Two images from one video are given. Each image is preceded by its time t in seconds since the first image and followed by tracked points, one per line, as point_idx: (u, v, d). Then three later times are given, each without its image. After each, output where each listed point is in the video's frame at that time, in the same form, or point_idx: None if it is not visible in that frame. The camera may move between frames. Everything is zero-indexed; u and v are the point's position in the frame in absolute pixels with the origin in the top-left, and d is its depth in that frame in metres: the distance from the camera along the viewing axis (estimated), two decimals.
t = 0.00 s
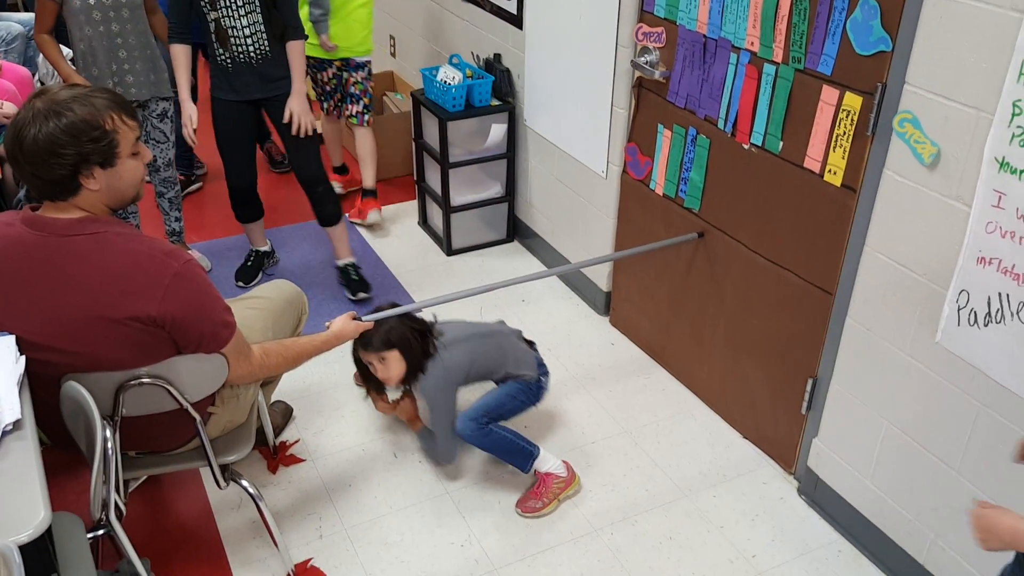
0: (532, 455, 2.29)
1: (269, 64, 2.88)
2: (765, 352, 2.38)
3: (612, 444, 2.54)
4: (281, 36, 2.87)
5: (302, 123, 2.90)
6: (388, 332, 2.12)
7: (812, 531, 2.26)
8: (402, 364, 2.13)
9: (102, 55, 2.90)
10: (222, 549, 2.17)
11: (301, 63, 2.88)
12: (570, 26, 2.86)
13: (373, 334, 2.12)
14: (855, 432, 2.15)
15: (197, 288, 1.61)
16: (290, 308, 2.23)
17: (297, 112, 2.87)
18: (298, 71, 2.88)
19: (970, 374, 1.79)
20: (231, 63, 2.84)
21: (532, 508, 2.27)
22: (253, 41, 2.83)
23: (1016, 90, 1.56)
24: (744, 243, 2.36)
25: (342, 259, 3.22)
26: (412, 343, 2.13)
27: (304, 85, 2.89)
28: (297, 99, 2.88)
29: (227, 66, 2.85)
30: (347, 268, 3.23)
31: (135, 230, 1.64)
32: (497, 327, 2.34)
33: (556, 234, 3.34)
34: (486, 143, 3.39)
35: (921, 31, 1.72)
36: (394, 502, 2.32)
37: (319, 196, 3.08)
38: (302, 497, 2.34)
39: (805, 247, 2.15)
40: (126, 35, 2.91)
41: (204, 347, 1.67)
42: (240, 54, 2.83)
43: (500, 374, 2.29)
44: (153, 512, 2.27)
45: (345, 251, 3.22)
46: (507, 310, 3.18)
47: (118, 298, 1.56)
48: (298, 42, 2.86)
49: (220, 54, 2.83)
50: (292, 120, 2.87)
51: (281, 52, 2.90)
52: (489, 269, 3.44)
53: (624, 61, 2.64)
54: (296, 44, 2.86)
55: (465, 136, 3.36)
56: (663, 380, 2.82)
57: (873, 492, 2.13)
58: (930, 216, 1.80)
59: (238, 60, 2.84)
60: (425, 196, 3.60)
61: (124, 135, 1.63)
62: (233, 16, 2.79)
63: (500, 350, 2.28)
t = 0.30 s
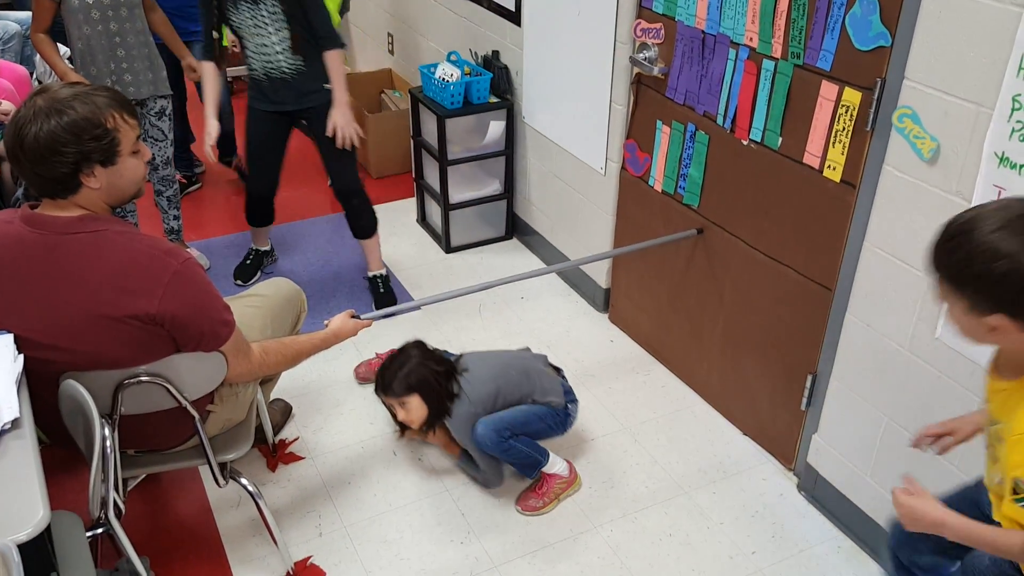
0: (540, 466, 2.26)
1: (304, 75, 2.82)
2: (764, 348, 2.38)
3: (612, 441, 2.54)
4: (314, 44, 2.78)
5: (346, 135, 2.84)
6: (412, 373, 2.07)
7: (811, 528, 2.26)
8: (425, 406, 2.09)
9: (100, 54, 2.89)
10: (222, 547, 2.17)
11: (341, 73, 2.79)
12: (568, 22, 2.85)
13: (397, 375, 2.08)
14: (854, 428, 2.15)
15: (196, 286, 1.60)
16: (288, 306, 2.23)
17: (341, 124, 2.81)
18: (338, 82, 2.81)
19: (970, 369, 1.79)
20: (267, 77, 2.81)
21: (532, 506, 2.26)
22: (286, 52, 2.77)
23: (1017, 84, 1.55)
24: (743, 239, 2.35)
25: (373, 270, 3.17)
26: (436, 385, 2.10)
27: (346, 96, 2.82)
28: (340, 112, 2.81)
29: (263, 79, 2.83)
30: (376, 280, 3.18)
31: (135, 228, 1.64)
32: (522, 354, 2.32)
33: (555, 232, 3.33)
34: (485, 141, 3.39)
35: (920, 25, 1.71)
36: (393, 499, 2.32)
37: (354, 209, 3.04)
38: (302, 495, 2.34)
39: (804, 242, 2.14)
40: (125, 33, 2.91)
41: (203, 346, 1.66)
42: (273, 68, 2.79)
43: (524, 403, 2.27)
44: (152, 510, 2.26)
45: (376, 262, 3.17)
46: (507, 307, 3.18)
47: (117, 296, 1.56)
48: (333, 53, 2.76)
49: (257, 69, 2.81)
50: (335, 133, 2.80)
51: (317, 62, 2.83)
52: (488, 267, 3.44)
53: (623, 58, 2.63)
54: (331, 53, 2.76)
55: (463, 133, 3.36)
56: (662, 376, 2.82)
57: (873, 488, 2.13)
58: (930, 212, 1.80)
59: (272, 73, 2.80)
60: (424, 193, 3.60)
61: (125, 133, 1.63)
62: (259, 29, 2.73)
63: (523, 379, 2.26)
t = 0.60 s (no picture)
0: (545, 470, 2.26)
1: (349, 85, 2.83)
2: (764, 342, 2.38)
3: (612, 436, 2.54)
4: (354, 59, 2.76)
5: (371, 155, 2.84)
6: (421, 399, 2.06)
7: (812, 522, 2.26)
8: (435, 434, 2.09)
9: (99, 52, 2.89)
10: (222, 544, 2.17)
11: (375, 92, 2.76)
12: (566, 18, 2.85)
13: (406, 401, 2.07)
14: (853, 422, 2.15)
15: (196, 284, 1.60)
16: (288, 303, 2.23)
17: (367, 146, 2.81)
18: (371, 101, 2.78)
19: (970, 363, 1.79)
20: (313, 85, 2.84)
21: (532, 504, 2.26)
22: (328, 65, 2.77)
23: (1015, 78, 1.54)
24: (742, 233, 2.35)
25: (373, 270, 3.16)
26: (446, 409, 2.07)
27: (378, 115, 2.80)
28: (368, 132, 2.81)
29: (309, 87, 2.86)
30: (375, 279, 3.17)
31: (134, 226, 1.64)
32: (539, 372, 2.27)
33: (554, 228, 3.33)
34: (483, 136, 3.38)
35: (919, 18, 1.71)
36: (394, 495, 2.32)
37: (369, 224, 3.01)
38: (302, 492, 2.34)
39: (803, 237, 2.14)
40: (131, 32, 2.90)
41: (203, 343, 1.66)
42: (317, 79, 2.81)
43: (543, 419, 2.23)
44: (152, 508, 2.26)
45: (377, 262, 3.16)
46: (506, 303, 3.18)
47: (117, 293, 1.56)
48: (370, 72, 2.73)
49: (305, 77, 2.85)
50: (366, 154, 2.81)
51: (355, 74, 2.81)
52: (487, 263, 3.44)
53: (621, 53, 2.63)
54: (368, 71, 2.72)
55: (462, 129, 3.35)
56: (661, 371, 2.82)
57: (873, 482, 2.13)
58: (929, 205, 1.80)
59: (319, 83, 2.82)
60: (423, 190, 3.60)
61: (122, 130, 1.63)
62: (302, 43, 2.74)
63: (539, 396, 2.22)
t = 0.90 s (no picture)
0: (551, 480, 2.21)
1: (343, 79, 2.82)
2: (763, 336, 2.38)
3: (611, 431, 2.54)
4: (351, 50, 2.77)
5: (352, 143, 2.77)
6: (444, 417, 2.00)
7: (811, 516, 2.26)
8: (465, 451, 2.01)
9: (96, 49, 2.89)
10: (223, 540, 2.17)
11: (364, 86, 2.73)
12: (564, 13, 2.84)
13: (426, 419, 2.02)
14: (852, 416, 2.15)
15: (193, 280, 1.60)
16: (287, 299, 2.23)
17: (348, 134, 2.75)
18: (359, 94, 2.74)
19: (968, 355, 1.79)
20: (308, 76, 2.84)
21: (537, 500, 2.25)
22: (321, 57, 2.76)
23: (1012, 69, 1.54)
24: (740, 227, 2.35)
25: (373, 265, 3.16)
26: (472, 426, 2.01)
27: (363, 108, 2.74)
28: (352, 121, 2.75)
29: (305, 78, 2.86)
30: (375, 275, 3.17)
31: (130, 222, 1.64)
32: (551, 376, 2.24)
33: (554, 223, 3.33)
34: (482, 132, 3.38)
35: (916, 11, 1.71)
36: (394, 491, 2.33)
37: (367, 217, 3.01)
38: (302, 488, 2.34)
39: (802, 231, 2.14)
40: (163, 28, 2.97)
41: (201, 339, 1.67)
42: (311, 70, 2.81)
43: (564, 425, 2.18)
44: (153, 505, 2.27)
45: (377, 258, 3.16)
46: (506, 299, 3.18)
47: (114, 290, 1.56)
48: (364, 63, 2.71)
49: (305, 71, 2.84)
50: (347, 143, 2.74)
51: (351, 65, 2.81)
52: (486, 259, 3.44)
53: (619, 48, 2.63)
54: (359, 64, 2.71)
55: (461, 125, 3.35)
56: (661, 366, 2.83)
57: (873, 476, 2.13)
58: (927, 198, 1.80)
59: (312, 75, 2.82)
60: (422, 186, 3.60)
61: (117, 126, 1.63)
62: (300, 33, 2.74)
63: (558, 401, 2.19)
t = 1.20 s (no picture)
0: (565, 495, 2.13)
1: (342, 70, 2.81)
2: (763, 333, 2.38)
3: (612, 429, 2.54)
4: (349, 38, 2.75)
5: (336, 131, 2.80)
6: (494, 429, 1.84)
7: (812, 513, 2.26)
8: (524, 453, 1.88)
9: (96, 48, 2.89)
10: (224, 538, 2.18)
11: (358, 75, 2.74)
12: (564, 11, 2.84)
13: (470, 430, 1.85)
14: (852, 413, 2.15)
15: (194, 280, 1.60)
16: (287, 298, 2.23)
17: (331, 121, 2.77)
18: (351, 83, 2.75)
19: (969, 352, 1.80)
20: (306, 65, 2.82)
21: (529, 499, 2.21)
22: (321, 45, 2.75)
23: (1012, 66, 1.54)
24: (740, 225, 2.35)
25: (374, 263, 3.17)
26: (520, 439, 1.87)
27: (353, 97, 2.76)
28: (339, 108, 2.77)
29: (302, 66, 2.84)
30: (376, 273, 3.19)
31: (131, 222, 1.64)
32: (567, 377, 2.19)
33: (554, 221, 3.33)
34: (482, 131, 3.39)
35: (915, 8, 1.71)
36: (395, 489, 2.33)
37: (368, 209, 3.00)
38: (303, 486, 2.34)
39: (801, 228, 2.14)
40: (166, 29, 2.98)
41: (202, 338, 1.67)
42: (309, 60, 2.80)
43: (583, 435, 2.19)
44: (154, 504, 2.27)
45: (377, 256, 3.17)
46: (506, 297, 3.18)
47: (115, 289, 1.56)
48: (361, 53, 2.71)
49: (299, 61, 2.84)
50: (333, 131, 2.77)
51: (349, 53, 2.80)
52: (487, 257, 3.44)
53: (619, 46, 2.63)
54: (357, 54, 2.71)
55: (460, 124, 3.35)
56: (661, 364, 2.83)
57: (874, 473, 2.14)
58: (928, 194, 1.80)
59: (313, 65, 2.80)
60: (422, 184, 3.60)
61: (119, 127, 1.63)
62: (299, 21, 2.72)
63: (582, 408, 2.16)
